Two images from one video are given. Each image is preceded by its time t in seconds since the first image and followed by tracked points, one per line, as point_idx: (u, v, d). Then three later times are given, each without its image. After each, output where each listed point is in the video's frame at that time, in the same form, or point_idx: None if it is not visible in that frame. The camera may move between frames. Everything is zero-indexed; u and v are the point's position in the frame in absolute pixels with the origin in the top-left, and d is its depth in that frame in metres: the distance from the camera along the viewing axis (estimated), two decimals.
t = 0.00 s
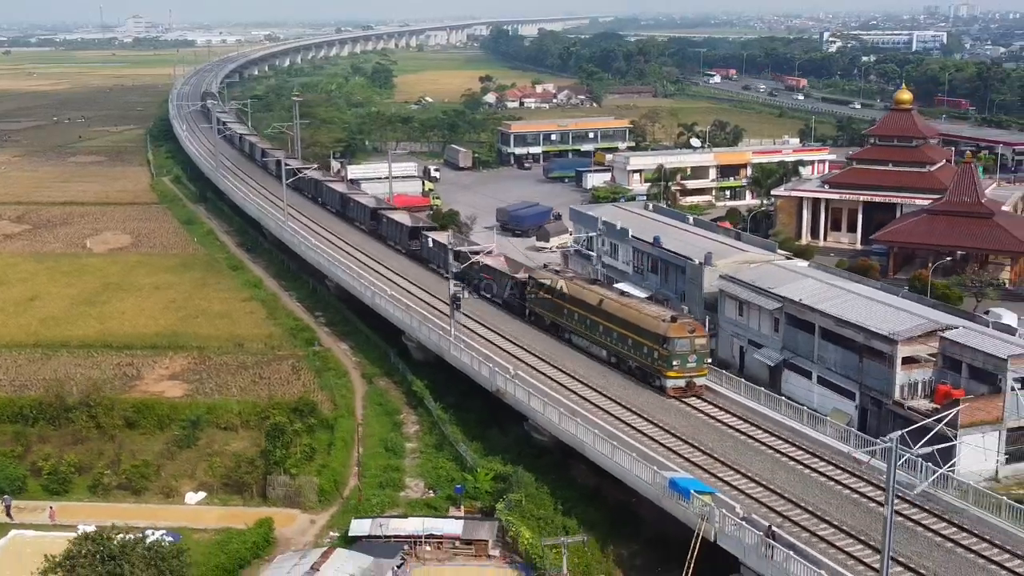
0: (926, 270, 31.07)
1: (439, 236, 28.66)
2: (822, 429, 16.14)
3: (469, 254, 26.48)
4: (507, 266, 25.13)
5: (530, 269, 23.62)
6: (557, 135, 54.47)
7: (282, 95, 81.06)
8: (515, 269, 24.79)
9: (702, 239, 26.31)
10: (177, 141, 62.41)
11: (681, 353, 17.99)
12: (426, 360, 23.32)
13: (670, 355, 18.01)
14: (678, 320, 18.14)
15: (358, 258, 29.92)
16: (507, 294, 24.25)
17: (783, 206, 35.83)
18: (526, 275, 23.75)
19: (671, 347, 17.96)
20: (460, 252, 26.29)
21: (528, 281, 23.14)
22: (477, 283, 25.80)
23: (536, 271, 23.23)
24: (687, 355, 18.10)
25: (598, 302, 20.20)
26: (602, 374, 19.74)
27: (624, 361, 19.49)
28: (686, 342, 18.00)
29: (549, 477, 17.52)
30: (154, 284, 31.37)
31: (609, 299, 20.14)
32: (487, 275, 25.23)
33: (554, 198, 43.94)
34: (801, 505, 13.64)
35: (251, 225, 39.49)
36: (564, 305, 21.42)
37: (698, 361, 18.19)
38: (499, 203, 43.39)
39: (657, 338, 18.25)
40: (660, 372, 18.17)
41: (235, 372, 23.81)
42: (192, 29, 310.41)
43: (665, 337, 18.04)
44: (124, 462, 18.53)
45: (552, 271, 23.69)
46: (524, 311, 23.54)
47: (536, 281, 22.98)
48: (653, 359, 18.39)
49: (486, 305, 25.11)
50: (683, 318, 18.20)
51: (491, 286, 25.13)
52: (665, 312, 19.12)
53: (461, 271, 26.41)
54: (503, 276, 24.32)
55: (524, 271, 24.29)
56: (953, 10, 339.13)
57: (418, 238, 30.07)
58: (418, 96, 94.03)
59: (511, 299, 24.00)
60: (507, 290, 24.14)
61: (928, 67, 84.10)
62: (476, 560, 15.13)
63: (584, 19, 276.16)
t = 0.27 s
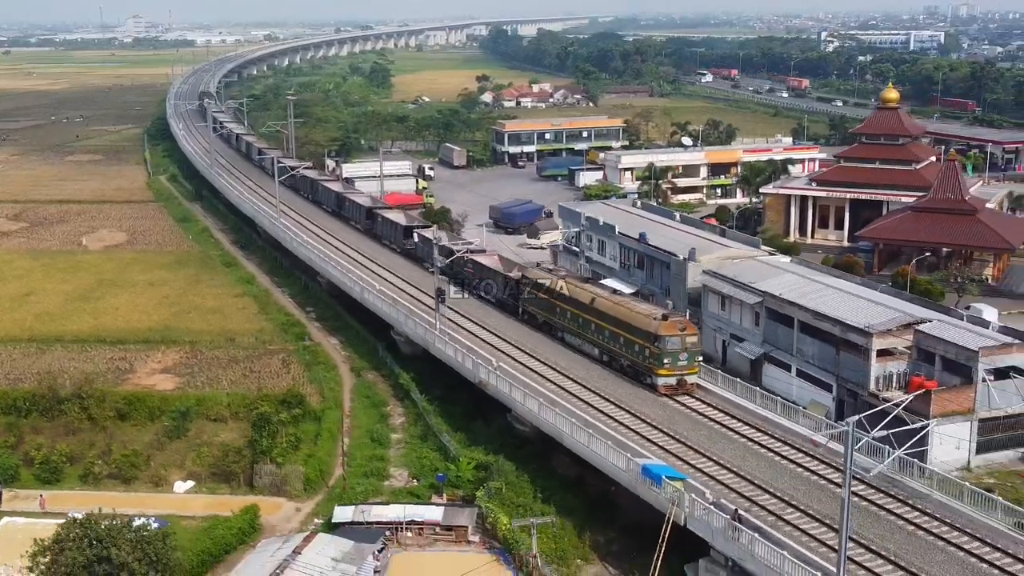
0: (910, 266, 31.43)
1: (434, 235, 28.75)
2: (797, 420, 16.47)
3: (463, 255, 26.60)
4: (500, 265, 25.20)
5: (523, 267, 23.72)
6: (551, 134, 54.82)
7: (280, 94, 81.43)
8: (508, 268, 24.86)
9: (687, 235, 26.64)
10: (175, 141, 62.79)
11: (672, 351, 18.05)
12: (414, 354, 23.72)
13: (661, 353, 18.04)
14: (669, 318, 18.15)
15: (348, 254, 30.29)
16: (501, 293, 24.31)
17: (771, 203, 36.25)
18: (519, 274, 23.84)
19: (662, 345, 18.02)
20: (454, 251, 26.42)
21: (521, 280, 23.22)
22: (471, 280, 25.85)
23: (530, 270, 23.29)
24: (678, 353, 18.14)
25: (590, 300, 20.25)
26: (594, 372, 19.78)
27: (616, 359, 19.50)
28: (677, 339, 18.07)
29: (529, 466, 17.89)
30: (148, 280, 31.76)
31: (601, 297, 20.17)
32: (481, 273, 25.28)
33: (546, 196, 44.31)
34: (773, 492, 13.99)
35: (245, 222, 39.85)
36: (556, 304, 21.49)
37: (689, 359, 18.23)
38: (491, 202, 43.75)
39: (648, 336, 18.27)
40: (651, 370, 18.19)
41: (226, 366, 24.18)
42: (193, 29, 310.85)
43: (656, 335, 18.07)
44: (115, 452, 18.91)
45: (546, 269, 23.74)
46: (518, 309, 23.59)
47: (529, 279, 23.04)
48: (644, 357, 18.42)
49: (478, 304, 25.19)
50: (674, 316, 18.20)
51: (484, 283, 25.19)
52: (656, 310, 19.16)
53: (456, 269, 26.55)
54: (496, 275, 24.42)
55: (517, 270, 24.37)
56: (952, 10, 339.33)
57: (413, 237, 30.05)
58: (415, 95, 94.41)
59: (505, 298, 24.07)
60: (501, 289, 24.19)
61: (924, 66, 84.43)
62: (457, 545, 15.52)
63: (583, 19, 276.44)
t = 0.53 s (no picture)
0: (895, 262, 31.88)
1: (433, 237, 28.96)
2: (774, 408, 16.91)
3: (459, 252, 26.76)
4: (495, 263, 25.33)
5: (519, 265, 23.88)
6: (545, 133, 55.25)
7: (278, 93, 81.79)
8: (504, 267, 24.99)
9: (674, 231, 27.04)
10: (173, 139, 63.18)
11: (665, 348, 18.16)
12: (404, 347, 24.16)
13: (655, 350, 18.15)
14: (663, 316, 18.26)
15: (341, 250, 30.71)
16: (497, 292, 24.41)
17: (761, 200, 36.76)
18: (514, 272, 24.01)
19: (655, 342, 18.12)
20: (451, 250, 26.61)
21: (517, 279, 23.39)
22: (467, 278, 25.98)
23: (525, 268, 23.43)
24: (672, 350, 18.25)
25: (584, 298, 20.36)
26: (588, 369, 19.91)
27: (610, 356, 19.59)
28: (670, 337, 18.19)
29: (514, 455, 18.28)
30: (144, 276, 32.18)
31: (595, 295, 20.29)
32: (477, 271, 25.42)
33: (540, 194, 44.72)
34: (748, 478, 14.37)
35: (241, 220, 40.25)
36: (551, 301, 21.60)
37: (682, 356, 18.33)
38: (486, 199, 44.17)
39: (642, 332, 18.40)
40: (645, 366, 18.28)
41: (219, 359, 24.59)
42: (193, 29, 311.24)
43: (649, 332, 18.19)
44: (109, 441, 19.32)
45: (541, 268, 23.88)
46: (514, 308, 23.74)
47: (524, 277, 23.15)
48: (638, 354, 18.56)
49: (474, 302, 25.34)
50: (668, 314, 18.29)
51: (479, 281, 25.32)
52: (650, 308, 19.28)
53: (452, 267, 26.74)
54: (492, 273, 24.55)
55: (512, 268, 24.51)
56: (951, 11, 339.63)
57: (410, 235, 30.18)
58: (413, 94, 94.80)
59: (501, 296, 24.21)
60: (498, 287, 24.32)
61: (919, 66, 84.82)
62: (440, 530, 15.93)
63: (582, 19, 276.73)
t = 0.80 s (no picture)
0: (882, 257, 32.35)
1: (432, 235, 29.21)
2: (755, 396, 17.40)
3: (458, 249, 26.87)
4: (493, 260, 25.40)
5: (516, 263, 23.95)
6: (541, 132, 55.70)
7: (277, 92, 82.24)
8: (502, 264, 25.01)
9: (664, 227, 27.42)
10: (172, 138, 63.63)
11: (661, 344, 18.19)
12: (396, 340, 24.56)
13: (651, 346, 18.18)
14: (659, 312, 18.28)
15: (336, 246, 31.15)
16: (495, 288, 24.47)
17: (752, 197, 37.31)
18: (511, 270, 24.12)
19: (651, 338, 18.15)
20: (450, 247, 26.69)
21: (514, 277, 23.48)
22: (464, 275, 26.05)
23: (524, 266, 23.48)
24: (668, 345, 18.29)
25: (581, 295, 20.42)
26: (585, 365, 19.99)
27: (608, 353, 19.62)
28: (666, 333, 18.17)
29: (502, 443, 18.68)
30: (142, 271, 32.60)
31: (592, 291, 20.33)
32: (474, 269, 25.49)
33: (535, 192, 45.17)
34: (728, 464, 14.76)
35: (238, 217, 40.66)
36: (548, 298, 21.68)
37: (678, 351, 18.36)
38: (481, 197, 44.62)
39: (638, 329, 18.43)
40: (642, 362, 18.30)
41: (215, 352, 25.00)
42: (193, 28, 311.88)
43: (645, 328, 18.21)
44: (106, 430, 19.76)
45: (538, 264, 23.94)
46: (511, 305, 23.84)
47: (522, 275, 23.21)
48: (634, 350, 18.63)
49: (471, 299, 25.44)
50: (664, 310, 18.32)
51: (478, 278, 25.40)
52: (647, 304, 19.28)
53: (451, 264, 26.86)
54: (490, 271, 24.58)
55: (510, 266, 24.55)
56: (951, 11, 339.78)
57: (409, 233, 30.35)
58: (411, 94, 95.23)
59: (499, 294, 24.26)
60: (495, 285, 24.38)
61: (915, 65, 85.16)
62: (428, 514, 16.34)
63: (582, 19, 277.06)
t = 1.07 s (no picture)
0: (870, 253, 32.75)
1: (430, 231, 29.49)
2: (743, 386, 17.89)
3: (458, 246, 26.92)
4: (493, 257, 25.42)
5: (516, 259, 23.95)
6: (538, 130, 56.13)
7: (277, 91, 82.73)
8: (501, 260, 25.03)
9: (656, 222, 27.87)
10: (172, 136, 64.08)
11: (659, 339, 18.16)
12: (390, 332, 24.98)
13: (649, 341, 18.17)
14: (657, 308, 18.30)
15: (334, 242, 31.55)
16: (495, 285, 24.48)
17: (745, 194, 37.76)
18: (511, 266, 24.16)
19: (650, 333, 18.12)
20: (450, 244, 26.75)
21: (513, 273, 23.55)
22: (464, 272, 26.08)
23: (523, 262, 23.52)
24: (666, 341, 18.28)
25: (580, 290, 20.43)
26: (584, 360, 20.03)
27: (607, 349, 19.62)
28: (664, 328, 18.15)
29: (492, 431, 19.11)
30: (141, 266, 33.06)
31: (590, 287, 20.33)
32: (473, 266, 25.53)
33: (530, 189, 45.61)
34: (711, 450, 15.16)
35: (236, 213, 41.09)
36: (547, 293, 21.72)
37: (677, 346, 18.37)
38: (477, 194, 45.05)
39: (636, 325, 18.42)
40: (641, 357, 18.30)
41: (212, 345, 25.44)
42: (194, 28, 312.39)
43: (643, 324, 18.20)
44: (105, 419, 20.24)
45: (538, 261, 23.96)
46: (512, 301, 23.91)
47: (522, 271, 23.22)
48: (633, 345, 18.64)
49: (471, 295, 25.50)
50: (662, 305, 18.35)
51: (477, 276, 25.44)
52: (646, 300, 19.23)
53: (450, 261, 26.94)
54: (490, 268, 24.59)
55: (509, 262, 24.56)
56: (950, 10, 339.93)
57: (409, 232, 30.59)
58: (410, 93, 95.62)
59: (499, 290, 24.29)
60: (494, 281, 24.40)
61: (911, 64, 85.49)
62: (419, 499, 16.86)
63: (582, 18, 277.41)
